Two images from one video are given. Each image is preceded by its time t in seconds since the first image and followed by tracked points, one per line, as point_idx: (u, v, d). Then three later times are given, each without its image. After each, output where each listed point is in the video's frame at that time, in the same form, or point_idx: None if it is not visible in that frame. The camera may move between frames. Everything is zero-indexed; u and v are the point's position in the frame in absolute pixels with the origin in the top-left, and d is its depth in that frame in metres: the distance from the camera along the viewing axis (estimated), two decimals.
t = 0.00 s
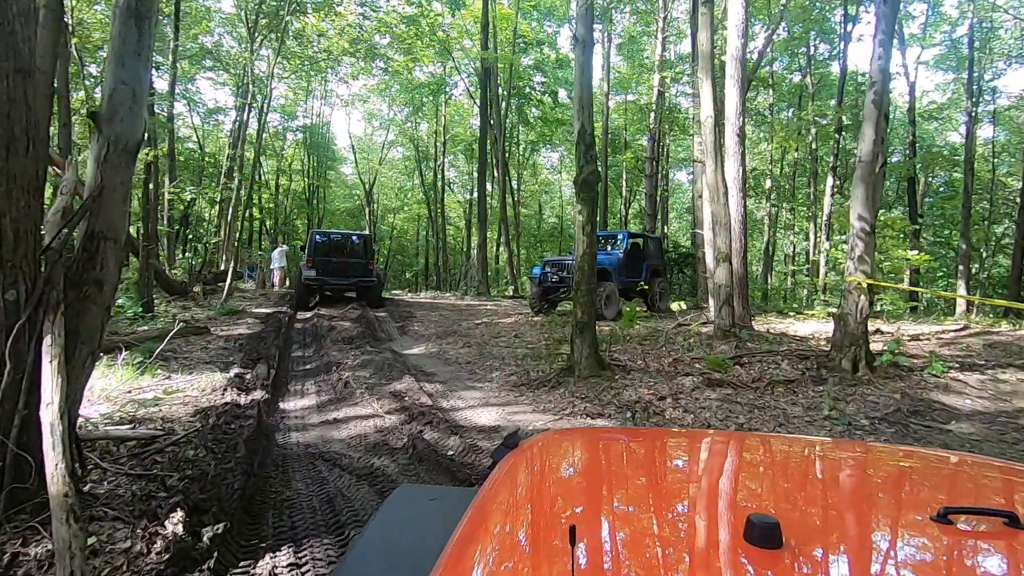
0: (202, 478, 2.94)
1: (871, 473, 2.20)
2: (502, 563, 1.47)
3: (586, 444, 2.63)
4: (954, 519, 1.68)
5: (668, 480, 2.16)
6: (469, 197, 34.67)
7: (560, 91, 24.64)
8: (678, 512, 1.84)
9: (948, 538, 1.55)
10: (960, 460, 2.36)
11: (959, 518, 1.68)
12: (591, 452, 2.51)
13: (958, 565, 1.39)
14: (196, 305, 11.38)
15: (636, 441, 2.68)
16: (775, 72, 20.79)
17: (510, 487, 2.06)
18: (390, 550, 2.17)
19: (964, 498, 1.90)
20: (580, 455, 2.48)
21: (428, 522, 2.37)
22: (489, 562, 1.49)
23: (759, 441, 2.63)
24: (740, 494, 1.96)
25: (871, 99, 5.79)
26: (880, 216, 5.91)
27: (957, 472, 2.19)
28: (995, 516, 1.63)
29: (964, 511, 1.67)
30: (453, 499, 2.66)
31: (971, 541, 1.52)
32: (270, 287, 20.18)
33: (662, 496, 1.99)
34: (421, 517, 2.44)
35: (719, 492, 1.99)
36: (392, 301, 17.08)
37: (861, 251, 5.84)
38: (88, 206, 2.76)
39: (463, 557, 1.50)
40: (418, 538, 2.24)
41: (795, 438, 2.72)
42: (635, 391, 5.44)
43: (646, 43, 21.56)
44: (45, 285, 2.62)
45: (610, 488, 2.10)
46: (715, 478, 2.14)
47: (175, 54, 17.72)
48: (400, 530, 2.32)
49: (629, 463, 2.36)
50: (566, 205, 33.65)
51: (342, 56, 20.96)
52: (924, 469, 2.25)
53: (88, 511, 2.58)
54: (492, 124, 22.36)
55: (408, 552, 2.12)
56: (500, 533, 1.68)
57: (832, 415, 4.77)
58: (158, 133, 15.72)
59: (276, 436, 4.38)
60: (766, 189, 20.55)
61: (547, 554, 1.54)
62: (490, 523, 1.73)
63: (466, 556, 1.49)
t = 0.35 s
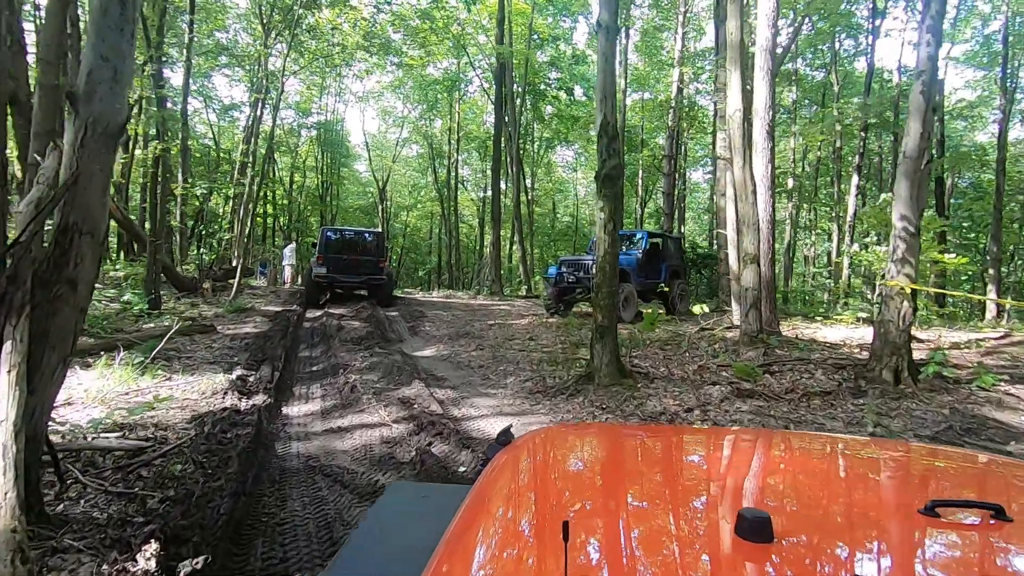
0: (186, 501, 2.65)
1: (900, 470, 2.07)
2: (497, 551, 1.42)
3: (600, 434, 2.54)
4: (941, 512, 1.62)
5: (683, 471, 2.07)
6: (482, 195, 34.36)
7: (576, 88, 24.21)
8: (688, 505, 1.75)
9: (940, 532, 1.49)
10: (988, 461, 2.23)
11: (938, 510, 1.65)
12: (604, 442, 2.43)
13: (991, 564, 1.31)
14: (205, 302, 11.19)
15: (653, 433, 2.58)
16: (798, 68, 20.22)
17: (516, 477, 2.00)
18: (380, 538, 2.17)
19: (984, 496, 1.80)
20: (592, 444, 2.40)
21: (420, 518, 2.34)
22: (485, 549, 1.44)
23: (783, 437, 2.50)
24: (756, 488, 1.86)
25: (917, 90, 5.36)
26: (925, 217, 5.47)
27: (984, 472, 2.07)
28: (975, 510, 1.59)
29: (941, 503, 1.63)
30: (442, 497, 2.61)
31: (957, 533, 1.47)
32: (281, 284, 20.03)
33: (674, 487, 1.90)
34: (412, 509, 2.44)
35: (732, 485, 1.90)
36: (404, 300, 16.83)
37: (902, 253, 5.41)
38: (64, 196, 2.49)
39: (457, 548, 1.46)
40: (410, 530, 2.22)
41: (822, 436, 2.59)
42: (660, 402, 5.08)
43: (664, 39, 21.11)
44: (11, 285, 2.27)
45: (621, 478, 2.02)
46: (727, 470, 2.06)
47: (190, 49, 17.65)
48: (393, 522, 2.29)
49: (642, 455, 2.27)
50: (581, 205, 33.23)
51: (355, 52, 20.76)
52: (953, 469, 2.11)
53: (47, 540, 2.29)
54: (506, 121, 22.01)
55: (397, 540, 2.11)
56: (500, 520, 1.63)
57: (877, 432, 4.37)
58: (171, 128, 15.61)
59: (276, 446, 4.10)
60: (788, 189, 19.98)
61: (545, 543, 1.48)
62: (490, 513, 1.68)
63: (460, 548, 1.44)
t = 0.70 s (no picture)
0: (179, 537, 2.38)
1: (914, 475, 2.14)
2: (510, 530, 1.63)
3: (618, 431, 2.70)
4: (937, 512, 1.73)
5: (694, 465, 2.22)
6: (504, 197, 34.06)
7: (600, 89, 23.78)
8: (695, 497, 1.90)
9: (933, 530, 1.61)
10: None
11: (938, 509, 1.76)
12: (622, 438, 2.60)
13: None
14: (226, 304, 11.09)
15: (672, 431, 2.72)
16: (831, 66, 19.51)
17: (535, 468, 2.19)
18: (383, 544, 2.27)
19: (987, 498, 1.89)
20: (611, 439, 2.57)
21: (424, 520, 2.48)
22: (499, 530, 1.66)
23: (801, 440, 2.59)
24: (759, 486, 2.00)
25: (983, 83, 4.90)
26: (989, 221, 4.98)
27: None
28: (972, 507, 1.71)
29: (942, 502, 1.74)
30: (442, 497, 2.76)
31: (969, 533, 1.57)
32: (302, 286, 19.99)
33: (683, 481, 2.06)
34: (418, 514, 2.56)
35: (736, 481, 2.05)
36: (424, 303, 16.60)
37: (963, 259, 4.93)
38: (48, 196, 2.26)
39: (477, 527, 1.67)
40: (412, 533, 2.34)
41: (853, 437, 2.73)
42: (696, 421, 4.70)
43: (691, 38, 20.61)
44: None
45: (633, 470, 2.18)
46: (735, 466, 2.20)
47: (215, 51, 17.75)
48: (393, 527, 2.42)
49: (656, 450, 2.43)
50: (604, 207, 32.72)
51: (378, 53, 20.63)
52: (967, 474, 2.17)
53: None
54: (529, 121, 21.68)
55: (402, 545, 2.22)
56: (514, 504, 1.85)
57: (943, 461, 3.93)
58: (195, 129, 15.64)
59: (286, 464, 3.84)
60: (821, 190, 19.24)
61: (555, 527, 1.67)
62: (509, 498, 1.89)
63: (484, 533, 1.63)
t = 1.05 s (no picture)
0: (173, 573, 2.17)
1: (931, 488, 2.12)
2: (513, 522, 1.78)
3: (635, 435, 2.79)
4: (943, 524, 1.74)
5: (703, 469, 2.30)
6: (528, 202, 33.85)
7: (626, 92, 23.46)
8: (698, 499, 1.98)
9: (942, 544, 1.60)
10: None
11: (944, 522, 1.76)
12: (636, 441, 2.70)
13: None
14: (250, 309, 11.06)
15: (690, 437, 2.79)
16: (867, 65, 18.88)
17: (548, 467, 2.31)
18: (381, 546, 2.05)
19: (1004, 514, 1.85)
20: (627, 442, 2.66)
21: (428, 521, 2.25)
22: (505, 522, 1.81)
23: (822, 451, 2.60)
24: (763, 490, 2.05)
25: None
26: None
27: None
28: (979, 521, 1.71)
29: (948, 515, 1.74)
30: (446, 497, 2.52)
31: (993, 554, 1.54)
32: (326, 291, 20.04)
33: (688, 483, 2.14)
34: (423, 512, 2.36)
35: (741, 485, 2.12)
36: (447, 309, 16.45)
37: None
38: (38, 201, 2.12)
39: (484, 519, 1.82)
40: (413, 534, 2.13)
41: (890, 451, 2.68)
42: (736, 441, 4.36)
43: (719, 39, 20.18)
44: None
45: (641, 471, 2.28)
46: (742, 470, 2.27)
47: (244, 59, 17.95)
48: (393, 528, 2.19)
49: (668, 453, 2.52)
50: (630, 211, 32.21)
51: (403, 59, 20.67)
52: (997, 492, 2.11)
53: None
54: (554, 125, 21.43)
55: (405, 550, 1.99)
56: (522, 497, 2.00)
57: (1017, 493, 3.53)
58: (222, 136, 15.78)
59: (299, 482, 3.65)
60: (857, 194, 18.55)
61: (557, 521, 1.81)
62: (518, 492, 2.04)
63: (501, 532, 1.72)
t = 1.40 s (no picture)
0: None
1: (972, 496, 1.97)
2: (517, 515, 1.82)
3: (657, 437, 2.76)
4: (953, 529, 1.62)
5: (720, 470, 2.26)
6: (549, 209, 33.60)
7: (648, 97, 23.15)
8: (709, 500, 1.95)
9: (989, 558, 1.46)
10: None
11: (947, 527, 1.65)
12: (659, 443, 2.67)
13: None
14: (271, 321, 11.01)
15: (716, 439, 2.72)
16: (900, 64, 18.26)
17: (561, 464, 2.35)
18: (385, 540, 2.29)
19: None
20: (645, 444, 2.64)
21: (427, 517, 2.46)
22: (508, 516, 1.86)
23: (856, 455, 2.48)
24: (783, 494, 1.99)
25: None
26: None
27: None
28: (985, 527, 1.59)
29: (956, 522, 1.63)
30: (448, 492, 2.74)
31: None
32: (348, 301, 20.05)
33: (702, 483, 2.12)
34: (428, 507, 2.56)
35: (756, 485, 2.08)
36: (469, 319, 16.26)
37: None
38: (24, 213, 2.15)
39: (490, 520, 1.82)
40: (416, 531, 2.34)
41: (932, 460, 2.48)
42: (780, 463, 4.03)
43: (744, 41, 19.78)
44: None
45: (658, 473, 2.26)
46: (762, 472, 2.22)
47: (267, 72, 18.10)
48: (397, 523, 2.41)
49: (687, 453, 2.49)
50: (654, 217, 31.69)
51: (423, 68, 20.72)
52: None
53: None
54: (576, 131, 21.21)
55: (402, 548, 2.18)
56: (531, 502, 1.97)
57: None
58: (246, 148, 15.89)
59: (311, 509, 3.45)
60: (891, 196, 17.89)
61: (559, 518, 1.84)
62: (524, 488, 2.09)
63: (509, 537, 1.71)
